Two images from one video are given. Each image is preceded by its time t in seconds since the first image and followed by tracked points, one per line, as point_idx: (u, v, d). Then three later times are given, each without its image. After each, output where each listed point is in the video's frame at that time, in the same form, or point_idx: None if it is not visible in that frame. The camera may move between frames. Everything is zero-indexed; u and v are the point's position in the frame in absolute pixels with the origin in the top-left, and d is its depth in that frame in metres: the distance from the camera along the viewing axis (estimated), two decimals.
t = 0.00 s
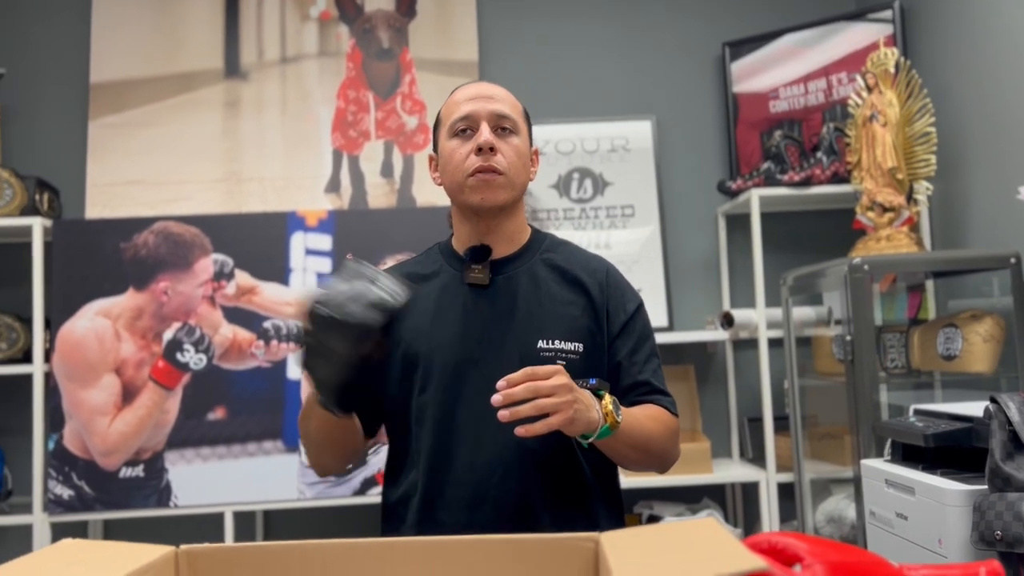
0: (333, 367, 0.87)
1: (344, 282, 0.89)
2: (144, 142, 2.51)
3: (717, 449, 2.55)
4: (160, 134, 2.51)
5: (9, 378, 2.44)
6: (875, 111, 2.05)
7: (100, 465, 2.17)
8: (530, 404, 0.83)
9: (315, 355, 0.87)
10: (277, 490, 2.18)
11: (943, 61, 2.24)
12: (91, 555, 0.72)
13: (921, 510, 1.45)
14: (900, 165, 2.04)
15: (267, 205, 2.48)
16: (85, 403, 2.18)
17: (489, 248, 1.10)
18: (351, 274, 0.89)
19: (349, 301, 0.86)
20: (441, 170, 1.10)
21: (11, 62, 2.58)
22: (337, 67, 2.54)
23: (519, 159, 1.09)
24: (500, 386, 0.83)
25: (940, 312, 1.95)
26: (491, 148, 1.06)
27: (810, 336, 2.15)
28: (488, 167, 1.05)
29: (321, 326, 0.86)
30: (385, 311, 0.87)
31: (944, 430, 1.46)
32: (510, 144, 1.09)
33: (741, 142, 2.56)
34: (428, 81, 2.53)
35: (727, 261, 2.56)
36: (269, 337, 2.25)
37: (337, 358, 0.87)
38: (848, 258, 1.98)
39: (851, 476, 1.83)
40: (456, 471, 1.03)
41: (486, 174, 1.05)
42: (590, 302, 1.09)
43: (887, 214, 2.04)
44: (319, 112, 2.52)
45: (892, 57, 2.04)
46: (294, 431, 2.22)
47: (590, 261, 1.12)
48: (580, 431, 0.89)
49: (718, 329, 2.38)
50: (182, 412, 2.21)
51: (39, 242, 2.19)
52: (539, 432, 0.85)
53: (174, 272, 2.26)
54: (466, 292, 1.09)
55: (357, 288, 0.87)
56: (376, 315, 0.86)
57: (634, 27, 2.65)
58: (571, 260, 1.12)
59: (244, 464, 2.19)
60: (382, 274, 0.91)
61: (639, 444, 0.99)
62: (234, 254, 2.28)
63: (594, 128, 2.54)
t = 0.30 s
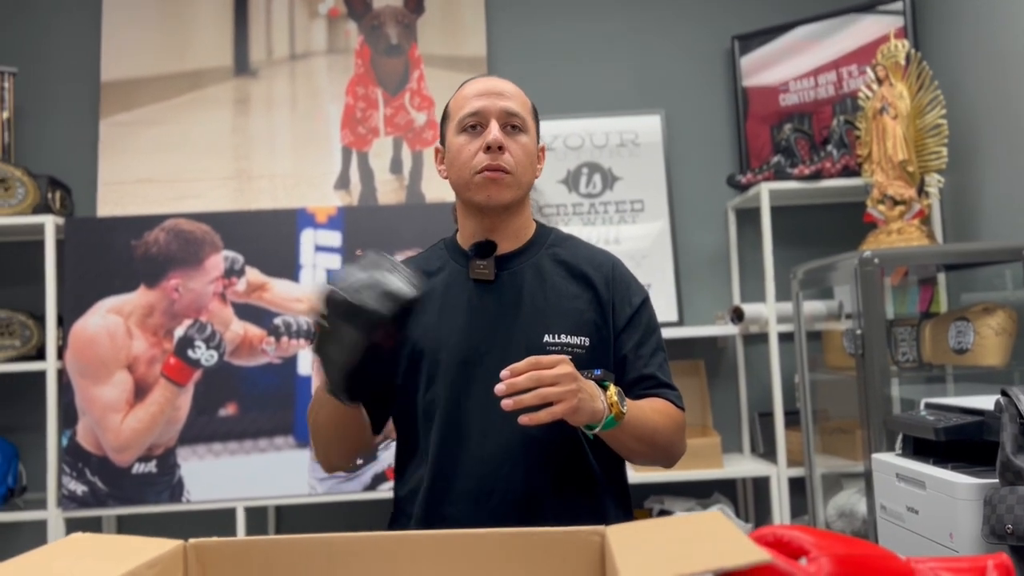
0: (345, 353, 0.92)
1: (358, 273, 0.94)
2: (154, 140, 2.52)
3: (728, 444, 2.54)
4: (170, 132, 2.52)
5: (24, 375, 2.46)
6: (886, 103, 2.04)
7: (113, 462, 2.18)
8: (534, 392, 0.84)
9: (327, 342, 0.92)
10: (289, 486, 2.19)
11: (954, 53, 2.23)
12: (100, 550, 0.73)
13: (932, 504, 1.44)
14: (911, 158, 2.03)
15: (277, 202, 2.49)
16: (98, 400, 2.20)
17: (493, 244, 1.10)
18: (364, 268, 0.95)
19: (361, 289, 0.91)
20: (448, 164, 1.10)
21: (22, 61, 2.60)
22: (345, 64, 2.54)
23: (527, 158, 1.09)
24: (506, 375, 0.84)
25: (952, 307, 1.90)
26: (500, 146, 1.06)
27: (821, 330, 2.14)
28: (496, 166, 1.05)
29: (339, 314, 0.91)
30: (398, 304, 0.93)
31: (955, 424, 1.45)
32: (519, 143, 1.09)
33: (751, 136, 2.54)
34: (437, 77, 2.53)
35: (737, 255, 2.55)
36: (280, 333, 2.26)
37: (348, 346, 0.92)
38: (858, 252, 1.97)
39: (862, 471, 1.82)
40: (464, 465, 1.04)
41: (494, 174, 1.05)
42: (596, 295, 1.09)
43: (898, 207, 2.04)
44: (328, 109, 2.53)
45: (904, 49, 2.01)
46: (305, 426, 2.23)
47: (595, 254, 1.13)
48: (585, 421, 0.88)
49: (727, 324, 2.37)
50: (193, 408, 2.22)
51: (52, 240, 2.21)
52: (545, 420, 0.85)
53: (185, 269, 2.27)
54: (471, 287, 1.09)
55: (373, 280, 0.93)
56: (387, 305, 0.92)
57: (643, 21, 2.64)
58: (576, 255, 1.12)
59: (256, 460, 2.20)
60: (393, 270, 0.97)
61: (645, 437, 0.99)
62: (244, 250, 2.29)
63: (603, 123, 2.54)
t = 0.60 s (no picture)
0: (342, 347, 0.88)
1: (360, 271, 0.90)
2: (165, 140, 2.53)
3: (738, 441, 2.54)
4: (180, 132, 2.54)
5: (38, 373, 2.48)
6: (895, 99, 2.03)
7: (126, 459, 2.20)
8: (536, 392, 0.85)
9: (323, 335, 0.88)
10: (300, 483, 2.20)
11: (965, 48, 2.22)
12: (113, 547, 0.74)
13: (942, 501, 1.44)
14: (920, 153, 2.02)
15: (287, 201, 2.51)
16: (111, 398, 2.22)
17: (498, 243, 1.11)
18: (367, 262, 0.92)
19: (351, 282, 0.88)
20: (452, 164, 1.10)
21: (34, 63, 2.62)
22: (354, 63, 2.55)
23: (531, 158, 1.09)
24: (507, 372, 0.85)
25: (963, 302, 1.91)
26: (505, 147, 1.06)
27: (830, 326, 2.13)
28: (501, 168, 1.06)
29: (330, 309, 0.87)
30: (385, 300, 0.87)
31: (965, 420, 1.45)
32: (524, 144, 1.09)
33: (760, 132, 2.54)
34: (446, 76, 2.54)
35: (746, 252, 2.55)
36: (291, 331, 2.27)
37: (338, 340, 0.87)
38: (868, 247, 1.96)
39: (872, 468, 1.81)
40: (472, 462, 1.05)
41: (500, 176, 1.06)
42: (601, 293, 1.10)
43: (908, 203, 2.03)
44: (337, 109, 2.54)
45: (913, 44, 2.01)
46: (316, 424, 2.24)
47: (599, 252, 1.13)
48: (588, 419, 0.90)
49: (737, 320, 2.37)
50: (205, 406, 2.24)
51: (64, 240, 2.22)
52: (546, 419, 0.85)
53: (196, 268, 2.28)
54: (476, 286, 1.10)
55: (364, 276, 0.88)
56: (373, 297, 0.86)
57: (651, 18, 2.64)
58: (581, 252, 1.13)
59: (268, 457, 2.22)
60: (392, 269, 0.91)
61: (649, 434, 1.00)
62: (255, 249, 2.31)
63: (611, 120, 2.54)
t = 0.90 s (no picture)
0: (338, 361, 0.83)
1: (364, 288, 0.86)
2: (174, 142, 2.55)
3: (746, 439, 2.54)
4: (189, 134, 2.55)
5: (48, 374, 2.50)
6: (901, 96, 2.03)
7: (137, 459, 2.22)
8: (530, 396, 0.86)
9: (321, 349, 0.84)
10: (309, 483, 2.21)
11: (972, 45, 2.21)
12: (125, 548, 0.75)
13: (950, 499, 1.44)
14: (928, 151, 2.02)
15: (295, 202, 2.52)
16: (121, 399, 2.23)
17: (499, 244, 1.11)
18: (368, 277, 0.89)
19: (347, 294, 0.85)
20: (454, 168, 1.10)
21: (44, 65, 2.64)
22: (361, 64, 2.56)
23: (533, 163, 1.09)
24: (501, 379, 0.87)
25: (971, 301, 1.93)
26: (508, 154, 1.06)
27: (838, 324, 2.13)
28: (504, 174, 1.06)
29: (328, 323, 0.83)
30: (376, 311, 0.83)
31: (973, 419, 1.45)
32: (526, 149, 1.09)
33: (766, 130, 2.54)
34: (452, 76, 2.55)
35: (753, 250, 2.55)
36: (299, 332, 2.28)
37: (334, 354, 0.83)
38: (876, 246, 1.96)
39: (880, 466, 1.81)
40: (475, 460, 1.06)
41: (503, 181, 1.06)
42: (602, 291, 1.10)
43: (915, 201, 2.03)
44: (344, 109, 2.55)
45: (920, 41, 2.01)
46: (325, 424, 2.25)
47: (600, 251, 1.13)
48: (585, 420, 0.89)
49: (744, 319, 2.37)
50: (215, 406, 2.25)
51: (75, 242, 2.24)
52: (542, 423, 0.87)
53: (205, 269, 2.30)
54: (478, 287, 1.11)
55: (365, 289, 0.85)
56: (366, 308, 0.82)
57: (657, 16, 2.64)
58: (581, 251, 1.13)
59: (276, 457, 2.23)
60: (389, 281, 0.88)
61: (649, 434, 1.00)
62: (263, 250, 2.32)
63: (618, 119, 2.54)
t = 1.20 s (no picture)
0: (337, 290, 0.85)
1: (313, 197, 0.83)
2: (179, 143, 2.56)
3: (751, 438, 2.54)
4: (194, 135, 2.56)
5: (55, 375, 2.51)
6: (907, 94, 2.02)
7: (143, 460, 2.23)
8: (539, 381, 0.87)
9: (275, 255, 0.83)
10: (315, 483, 2.22)
11: (977, 43, 2.20)
12: (130, 548, 0.75)
13: (956, 498, 1.44)
14: (933, 149, 2.01)
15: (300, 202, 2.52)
16: (128, 399, 2.24)
17: (503, 243, 1.12)
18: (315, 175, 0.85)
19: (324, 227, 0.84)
20: (462, 174, 1.10)
21: (50, 67, 2.65)
22: (365, 64, 2.56)
23: (542, 171, 1.09)
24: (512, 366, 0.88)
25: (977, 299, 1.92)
26: (518, 166, 1.06)
27: (843, 323, 2.13)
28: (515, 185, 1.06)
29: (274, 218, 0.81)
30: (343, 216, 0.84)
31: (979, 417, 1.45)
32: (535, 158, 1.08)
33: (771, 129, 2.53)
34: (456, 77, 2.55)
35: (758, 248, 2.55)
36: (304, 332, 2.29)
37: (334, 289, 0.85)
38: (881, 244, 1.95)
39: (886, 464, 1.81)
40: (477, 459, 1.06)
41: (514, 193, 1.07)
42: (605, 290, 1.10)
43: (920, 199, 2.02)
44: (349, 110, 2.56)
45: (925, 39, 2.01)
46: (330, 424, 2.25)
47: (603, 250, 1.13)
48: (592, 409, 0.90)
49: (750, 318, 2.36)
50: (221, 406, 2.26)
51: (81, 243, 2.25)
52: (551, 408, 0.87)
53: (211, 270, 2.30)
54: (481, 286, 1.11)
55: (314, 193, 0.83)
56: (304, 188, 0.80)
57: (661, 15, 2.63)
58: (584, 251, 1.13)
59: (282, 457, 2.24)
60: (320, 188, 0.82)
61: (657, 428, 1.00)
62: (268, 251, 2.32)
63: (622, 118, 2.54)
